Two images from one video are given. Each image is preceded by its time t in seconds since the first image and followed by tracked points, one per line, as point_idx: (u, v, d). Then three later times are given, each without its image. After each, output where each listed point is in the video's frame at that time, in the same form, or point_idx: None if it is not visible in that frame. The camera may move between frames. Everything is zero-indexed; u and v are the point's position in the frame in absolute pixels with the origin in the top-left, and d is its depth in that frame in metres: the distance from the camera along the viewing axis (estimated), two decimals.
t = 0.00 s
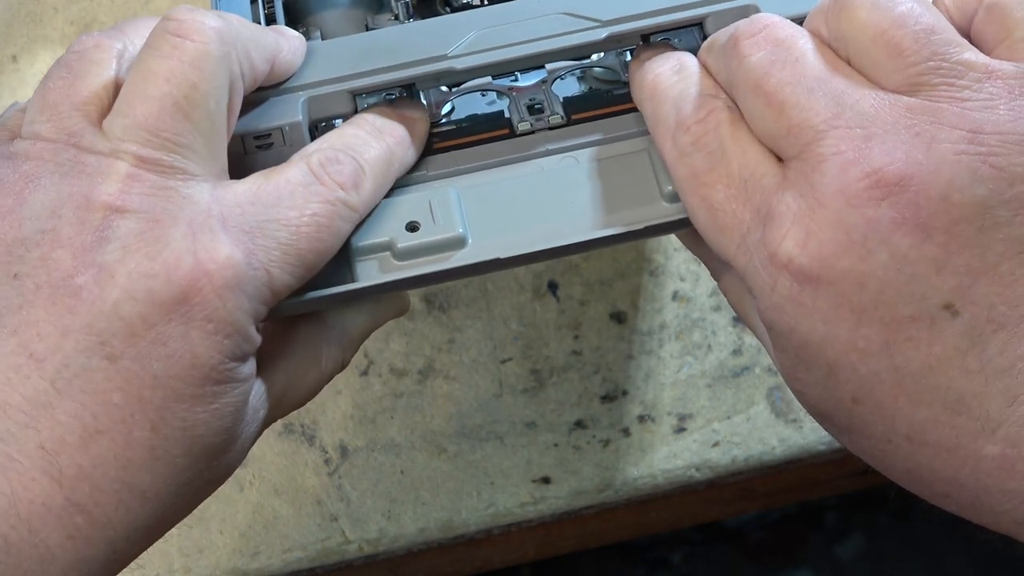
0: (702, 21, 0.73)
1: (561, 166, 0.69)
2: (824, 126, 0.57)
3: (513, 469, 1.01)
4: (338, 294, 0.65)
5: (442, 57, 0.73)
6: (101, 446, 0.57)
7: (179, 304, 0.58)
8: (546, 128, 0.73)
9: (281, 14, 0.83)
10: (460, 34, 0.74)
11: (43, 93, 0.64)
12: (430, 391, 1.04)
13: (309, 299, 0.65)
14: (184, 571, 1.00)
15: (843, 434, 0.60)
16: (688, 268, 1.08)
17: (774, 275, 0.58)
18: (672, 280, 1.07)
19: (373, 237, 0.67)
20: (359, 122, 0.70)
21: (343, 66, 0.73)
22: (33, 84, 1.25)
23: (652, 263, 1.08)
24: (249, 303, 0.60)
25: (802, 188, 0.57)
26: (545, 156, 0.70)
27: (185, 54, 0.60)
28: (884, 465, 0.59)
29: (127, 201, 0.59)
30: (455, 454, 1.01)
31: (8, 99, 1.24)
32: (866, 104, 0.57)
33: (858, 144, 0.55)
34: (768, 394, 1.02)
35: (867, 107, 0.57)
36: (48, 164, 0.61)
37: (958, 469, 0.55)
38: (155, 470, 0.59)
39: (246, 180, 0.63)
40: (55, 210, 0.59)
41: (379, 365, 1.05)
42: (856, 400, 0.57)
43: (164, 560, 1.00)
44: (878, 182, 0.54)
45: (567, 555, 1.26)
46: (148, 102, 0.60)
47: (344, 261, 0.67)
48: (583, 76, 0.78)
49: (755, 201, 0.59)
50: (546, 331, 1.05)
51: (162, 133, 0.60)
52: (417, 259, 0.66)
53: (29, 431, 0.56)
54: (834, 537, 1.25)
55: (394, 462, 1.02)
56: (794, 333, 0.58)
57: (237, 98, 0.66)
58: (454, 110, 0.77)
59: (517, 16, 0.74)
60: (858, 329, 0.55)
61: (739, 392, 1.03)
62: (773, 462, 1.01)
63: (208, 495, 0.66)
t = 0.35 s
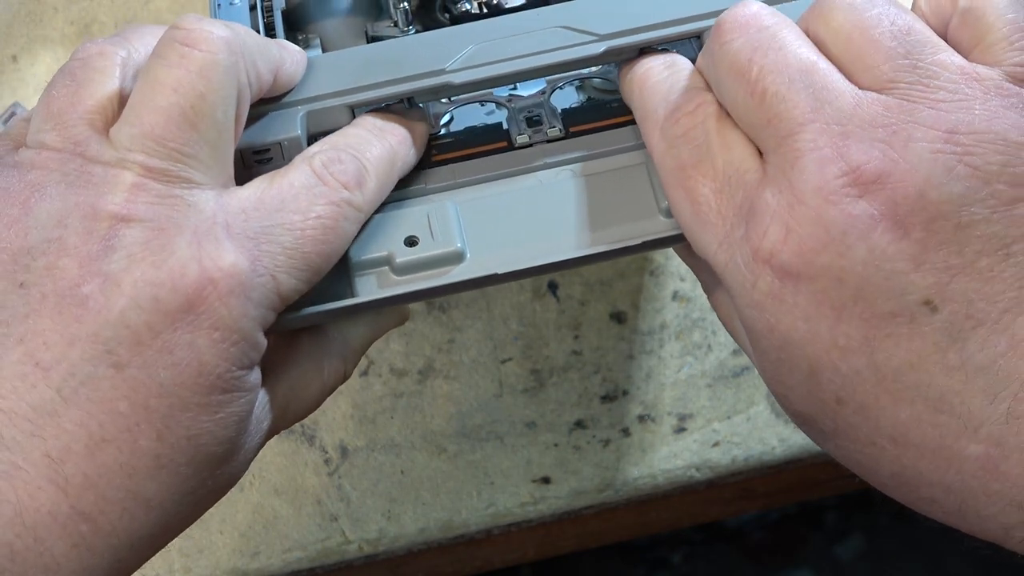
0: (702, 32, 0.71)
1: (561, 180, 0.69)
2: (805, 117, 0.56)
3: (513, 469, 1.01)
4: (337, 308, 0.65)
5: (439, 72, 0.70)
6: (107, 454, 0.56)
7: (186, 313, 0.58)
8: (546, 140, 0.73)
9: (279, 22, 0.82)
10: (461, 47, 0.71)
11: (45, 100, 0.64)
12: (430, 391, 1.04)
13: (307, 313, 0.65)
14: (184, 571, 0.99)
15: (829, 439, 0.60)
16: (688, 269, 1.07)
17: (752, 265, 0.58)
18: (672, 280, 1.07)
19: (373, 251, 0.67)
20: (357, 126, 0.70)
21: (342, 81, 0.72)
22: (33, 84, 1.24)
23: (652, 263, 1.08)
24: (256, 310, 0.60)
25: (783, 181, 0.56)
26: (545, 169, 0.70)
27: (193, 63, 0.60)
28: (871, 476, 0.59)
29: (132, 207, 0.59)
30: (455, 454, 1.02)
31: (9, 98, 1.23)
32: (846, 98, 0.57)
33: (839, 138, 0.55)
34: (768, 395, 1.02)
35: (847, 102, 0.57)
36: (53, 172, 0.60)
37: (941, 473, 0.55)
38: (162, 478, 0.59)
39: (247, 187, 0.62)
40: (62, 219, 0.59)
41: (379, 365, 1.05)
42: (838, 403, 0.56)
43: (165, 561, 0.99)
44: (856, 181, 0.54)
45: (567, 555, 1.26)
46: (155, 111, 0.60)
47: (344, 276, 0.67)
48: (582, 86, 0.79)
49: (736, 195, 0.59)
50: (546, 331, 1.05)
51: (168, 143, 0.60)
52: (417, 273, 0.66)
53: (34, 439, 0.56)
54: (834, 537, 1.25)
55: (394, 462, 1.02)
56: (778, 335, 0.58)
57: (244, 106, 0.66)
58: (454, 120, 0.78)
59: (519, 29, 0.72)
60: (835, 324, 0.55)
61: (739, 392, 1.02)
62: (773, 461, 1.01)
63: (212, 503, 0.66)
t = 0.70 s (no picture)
0: (701, 35, 0.71)
1: (560, 183, 0.69)
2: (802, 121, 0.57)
3: (513, 469, 1.01)
4: (337, 312, 0.65)
5: (437, 76, 0.70)
6: (110, 463, 0.57)
7: (190, 322, 0.58)
8: (545, 144, 0.73)
9: (279, 23, 0.82)
10: (460, 50, 0.71)
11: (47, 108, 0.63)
12: (430, 391, 1.04)
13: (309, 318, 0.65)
14: (184, 571, 1.00)
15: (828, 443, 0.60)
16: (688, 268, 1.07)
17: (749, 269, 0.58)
18: (672, 280, 1.07)
19: (373, 255, 0.67)
20: (357, 129, 0.70)
21: (341, 84, 0.72)
22: (33, 84, 1.24)
23: (652, 263, 1.08)
24: (260, 318, 0.61)
25: (781, 181, 0.57)
26: (544, 173, 0.70)
27: (195, 70, 0.60)
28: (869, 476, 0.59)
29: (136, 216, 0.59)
30: (455, 454, 1.02)
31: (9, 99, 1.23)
32: (845, 101, 0.57)
33: (838, 140, 0.55)
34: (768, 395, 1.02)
35: (845, 104, 0.57)
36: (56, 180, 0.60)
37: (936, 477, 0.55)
38: (166, 487, 0.59)
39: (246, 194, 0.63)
40: (65, 228, 0.59)
41: (379, 365, 1.05)
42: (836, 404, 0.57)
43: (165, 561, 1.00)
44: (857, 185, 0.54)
45: (567, 555, 1.26)
46: (158, 119, 0.60)
47: (345, 280, 0.67)
48: (582, 87, 0.79)
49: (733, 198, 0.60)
50: (546, 331, 1.05)
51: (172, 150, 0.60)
52: (417, 276, 0.66)
53: (38, 448, 0.56)
54: (834, 537, 1.25)
55: (394, 462, 1.02)
56: (774, 335, 0.58)
57: (246, 114, 0.66)
58: (454, 122, 0.78)
59: (518, 32, 0.72)
60: (832, 327, 0.55)
61: (739, 392, 1.02)
62: (773, 461, 1.01)
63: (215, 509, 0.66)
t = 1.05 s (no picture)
0: (693, 79, 0.70)
1: (553, 229, 0.69)
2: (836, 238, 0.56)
3: (513, 469, 1.01)
4: (338, 363, 0.64)
5: (431, 125, 0.69)
6: (108, 537, 0.59)
7: (177, 404, 0.59)
8: (538, 188, 0.73)
9: (276, 55, 0.81)
10: (450, 97, 0.70)
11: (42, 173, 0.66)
12: (430, 391, 1.03)
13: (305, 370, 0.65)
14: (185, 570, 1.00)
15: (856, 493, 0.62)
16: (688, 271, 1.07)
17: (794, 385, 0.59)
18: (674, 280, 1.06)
19: (367, 305, 0.67)
20: (343, 185, 0.69)
21: (332, 133, 0.71)
22: (33, 85, 1.24)
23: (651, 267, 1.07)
24: (248, 395, 0.61)
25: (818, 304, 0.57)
26: (537, 219, 0.71)
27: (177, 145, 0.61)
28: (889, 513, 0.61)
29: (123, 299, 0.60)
30: (455, 454, 1.01)
31: (9, 101, 1.23)
32: (881, 219, 0.56)
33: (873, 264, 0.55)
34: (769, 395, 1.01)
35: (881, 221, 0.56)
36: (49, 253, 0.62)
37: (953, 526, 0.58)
38: (156, 553, 0.61)
39: (236, 263, 0.63)
40: (51, 307, 0.60)
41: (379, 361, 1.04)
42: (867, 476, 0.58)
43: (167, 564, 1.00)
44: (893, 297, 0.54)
45: (567, 555, 1.27)
46: (140, 193, 0.61)
47: (342, 330, 0.67)
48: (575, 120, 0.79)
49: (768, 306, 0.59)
50: (547, 331, 1.04)
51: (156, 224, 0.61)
52: (411, 326, 0.66)
53: (33, 523, 0.59)
54: (834, 537, 1.25)
55: (394, 462, 1.02)
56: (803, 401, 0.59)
57: (231, 182, 0.66)
58: (449, 160, 0.78)
59: (508, 78, 0.70)
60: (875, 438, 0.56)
61: (739, 393, 1.01)
62: (773, 461, 1.01)
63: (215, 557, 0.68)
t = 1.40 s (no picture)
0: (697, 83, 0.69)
1: (560, 233, 0.69)
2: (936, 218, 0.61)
3: (513, 469, 1.00)
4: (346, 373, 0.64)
5: (438, 135, 0.68)
6: (103, 562, 0.60)
7: (164, 442, 0.60)
8: (545, 190, 0.72)
9: (282, 57, 0.79)
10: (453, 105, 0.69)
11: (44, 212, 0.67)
12: (430, 391, 1.04)
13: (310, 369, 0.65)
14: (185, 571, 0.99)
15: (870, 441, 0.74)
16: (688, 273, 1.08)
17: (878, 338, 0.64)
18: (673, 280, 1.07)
19: (377, 313, 0.67)
20: (323, 205, 0.66)
21: (337, 147, 0.70)
22: (33, 85, 1.23)
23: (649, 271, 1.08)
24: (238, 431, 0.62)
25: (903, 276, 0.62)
26: (543, 223, 0.70)
27: (170, 187, 0.61)
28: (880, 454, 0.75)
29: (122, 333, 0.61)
30: (455, 454, 1.01)
31: (9, 102, 1.23)
32: (979, 202, 0.61)
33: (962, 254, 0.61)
34: (769, 394, 1.01)
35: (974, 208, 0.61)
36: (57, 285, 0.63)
37: (963, 470, 0.70)
38: (159, 570, 0.63)
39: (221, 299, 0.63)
40: (48, 344, 0.62)
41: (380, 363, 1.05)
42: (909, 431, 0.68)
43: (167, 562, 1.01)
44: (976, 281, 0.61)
45: (567, 555, 1.27)
46: (138, 234, 0.61)
47: (351, 336, 0.66)
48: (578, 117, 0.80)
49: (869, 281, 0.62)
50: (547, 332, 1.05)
51: (153, 266, 0.61)
52: (423, 333, 0.66)
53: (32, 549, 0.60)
54: (834, 537, 1.25)
55: (394, 462, 1.02)
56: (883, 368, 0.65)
57: (226, 222, 0.65)
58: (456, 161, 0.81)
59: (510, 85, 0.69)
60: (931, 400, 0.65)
61: (739, 393, 1.01)
62: (774, 462, 0.99)
63: None
